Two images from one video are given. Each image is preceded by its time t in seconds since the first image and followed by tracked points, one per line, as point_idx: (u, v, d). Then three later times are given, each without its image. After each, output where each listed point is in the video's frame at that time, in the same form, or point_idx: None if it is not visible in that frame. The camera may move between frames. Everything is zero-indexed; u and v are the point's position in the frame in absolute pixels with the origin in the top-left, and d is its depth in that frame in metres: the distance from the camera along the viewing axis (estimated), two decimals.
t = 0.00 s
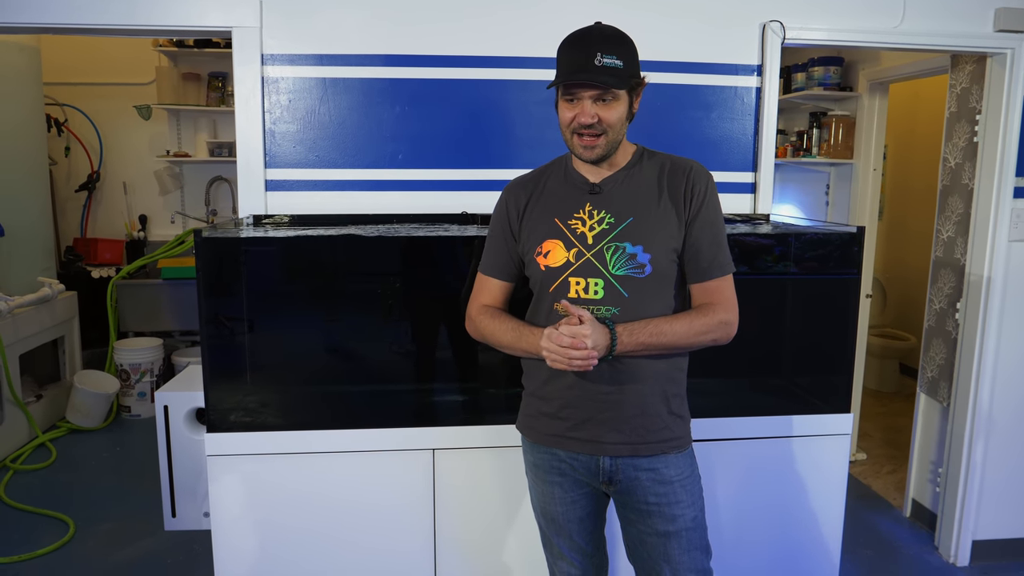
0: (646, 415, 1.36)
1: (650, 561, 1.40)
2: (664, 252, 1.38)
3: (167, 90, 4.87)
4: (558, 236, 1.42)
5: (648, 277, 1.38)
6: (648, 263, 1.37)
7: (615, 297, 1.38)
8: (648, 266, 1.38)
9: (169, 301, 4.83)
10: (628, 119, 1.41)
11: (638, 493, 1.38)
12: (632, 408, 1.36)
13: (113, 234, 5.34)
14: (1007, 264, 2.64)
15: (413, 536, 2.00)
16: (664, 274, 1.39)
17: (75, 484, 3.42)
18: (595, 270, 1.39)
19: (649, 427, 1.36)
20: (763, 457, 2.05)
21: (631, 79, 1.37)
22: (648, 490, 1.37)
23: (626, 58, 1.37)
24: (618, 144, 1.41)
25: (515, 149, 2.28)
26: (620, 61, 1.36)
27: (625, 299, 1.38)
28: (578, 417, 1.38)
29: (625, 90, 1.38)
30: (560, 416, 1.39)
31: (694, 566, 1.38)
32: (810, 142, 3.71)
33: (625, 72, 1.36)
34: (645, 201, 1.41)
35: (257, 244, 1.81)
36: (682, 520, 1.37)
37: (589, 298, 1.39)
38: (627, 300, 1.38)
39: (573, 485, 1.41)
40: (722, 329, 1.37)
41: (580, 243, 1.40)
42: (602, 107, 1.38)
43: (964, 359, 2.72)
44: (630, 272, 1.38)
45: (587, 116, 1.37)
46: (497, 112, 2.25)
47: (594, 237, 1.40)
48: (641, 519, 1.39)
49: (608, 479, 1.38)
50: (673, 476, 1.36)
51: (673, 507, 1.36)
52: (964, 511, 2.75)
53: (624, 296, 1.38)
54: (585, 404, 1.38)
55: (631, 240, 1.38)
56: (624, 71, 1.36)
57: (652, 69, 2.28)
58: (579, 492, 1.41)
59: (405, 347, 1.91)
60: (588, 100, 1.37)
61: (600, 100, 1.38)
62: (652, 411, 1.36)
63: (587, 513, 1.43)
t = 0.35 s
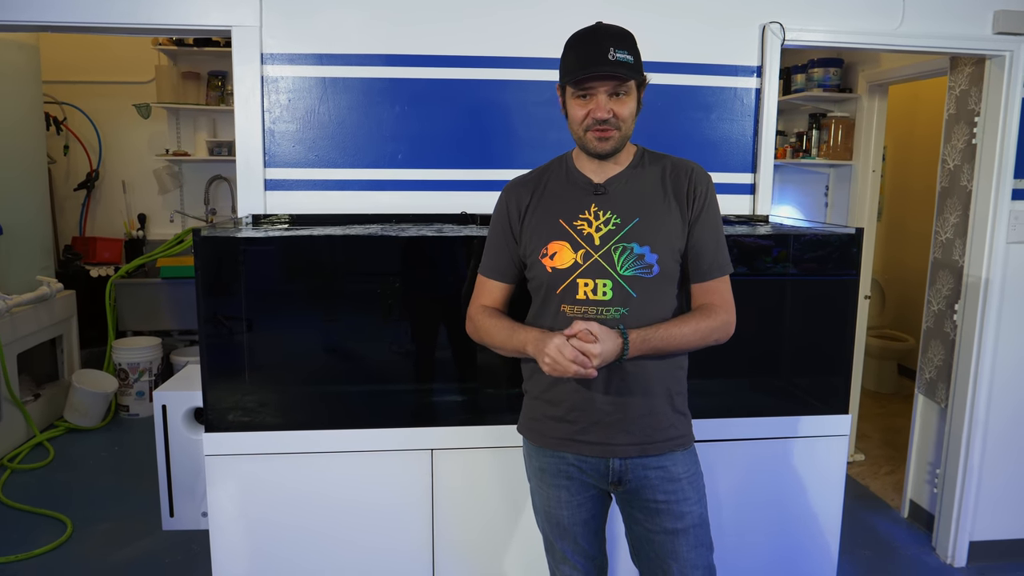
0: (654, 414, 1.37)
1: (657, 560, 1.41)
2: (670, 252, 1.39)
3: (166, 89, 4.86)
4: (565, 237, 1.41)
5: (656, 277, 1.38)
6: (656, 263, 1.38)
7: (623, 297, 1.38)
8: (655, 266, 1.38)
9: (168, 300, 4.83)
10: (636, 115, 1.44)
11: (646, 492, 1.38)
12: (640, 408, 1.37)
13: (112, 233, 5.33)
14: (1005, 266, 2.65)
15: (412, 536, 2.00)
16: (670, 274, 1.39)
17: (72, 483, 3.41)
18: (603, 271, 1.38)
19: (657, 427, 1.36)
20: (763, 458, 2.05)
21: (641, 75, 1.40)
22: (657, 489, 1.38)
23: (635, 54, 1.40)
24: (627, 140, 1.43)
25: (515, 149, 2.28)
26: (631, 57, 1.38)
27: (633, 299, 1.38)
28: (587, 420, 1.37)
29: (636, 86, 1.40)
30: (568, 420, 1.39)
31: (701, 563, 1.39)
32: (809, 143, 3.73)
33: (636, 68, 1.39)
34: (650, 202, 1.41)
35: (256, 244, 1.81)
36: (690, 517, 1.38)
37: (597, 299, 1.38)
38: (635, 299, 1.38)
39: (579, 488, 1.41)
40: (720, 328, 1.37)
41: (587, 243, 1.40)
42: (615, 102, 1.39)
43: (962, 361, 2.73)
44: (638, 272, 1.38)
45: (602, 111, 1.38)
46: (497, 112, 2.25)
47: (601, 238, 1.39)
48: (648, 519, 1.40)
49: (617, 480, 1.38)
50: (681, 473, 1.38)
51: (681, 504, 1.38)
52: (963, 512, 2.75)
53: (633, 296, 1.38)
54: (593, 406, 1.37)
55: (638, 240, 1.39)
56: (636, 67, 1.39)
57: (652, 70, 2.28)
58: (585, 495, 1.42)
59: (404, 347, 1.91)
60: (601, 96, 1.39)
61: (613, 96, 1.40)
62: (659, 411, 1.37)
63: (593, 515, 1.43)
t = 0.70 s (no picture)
0: (650, 417, 1.36)
1: (650, 562, 1.41)
2: (669, 252, 1.39)
3: (164, 87, 4.86)
4: (564, 236, 1.41)
5: (655, 278, 1.38)
6: (655, 264, 1.38)
7: (621, 297, 1.37)
8: (654, 266, 1.38)
9: (164, 298, 4.82)
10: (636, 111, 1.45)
11: (640, 494, 1.38)
12: (635, 410, 1.36)
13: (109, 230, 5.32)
14: (1001, 270, 2.66)
15: (407, 536, 2.00)
16: (669, 275, 1.39)
17: (67, 481, 3.41)
18: (602, 270, 1.38)
19: (652, 428, 1.36)
20: (758, 459, 2.06)
21: (639, 70, 1.43)
22: (651, 491, 1.38)
23: (633, 50, 1.43)
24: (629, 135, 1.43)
25: (513, 150, 2.28)
26: (630, 52, 1.41)
27: (632, 299, 1.37)
28: (582, 421, 1.37)
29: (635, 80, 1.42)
30: (563, 420, 1.39)
31: (695, 566, 1.39)
32: (805, 146, 3.69)
33: (635, 62, 1.41)
34: (649, 202, 1.41)
35: (253, 242, 1.81)
36: (684, 519, 1.38)
37: (596, 298, 1.38)
38: (633, 299, 1.37)
39: (573, 489, 1.41)
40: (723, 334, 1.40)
41: (586, 243, 1.40)
42: (616, 96, 1.41)
43: (957, 364, 2.74)
44: (637, 272, 1.38)
45: (605, 104, 1.39)
46: (496, 112, 2.25)
47: (600, 238, 1.40)
48: (642, 520, 1.40)
49: (610, 482, 1.38)
50: (675, 476, 1.38)
51: (675, 506, 1.38)
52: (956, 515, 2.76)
53: (632, 296, 1.37)
54: (589, 407, 1.37)
55: (636, 240, 1.39)
56: (634, 61, 1.41)
57: (650, 72, 2.29)
58: (579, 497, 1.42)
59: (400, 347, 1.90)
60: (602, 90, 1.40)
61: (613, 90, 1.41)
62: (656, 413, 1.37)
63: (586, 517, 1.43)
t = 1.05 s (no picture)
0: (651, 417, 1.37)
1: (649, 563, 1.41)
2: (668, 252, 1.40)
3: (163, 88, 4.85)
4: (563, 238, 1.42)
5: (654, 278, 1.38)
6: (654, 264, 1.38)
7: (622, 297, 1.37)
8: (654, 267, 1.38)
9: (163, 299, 4.81)
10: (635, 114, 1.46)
11: (641, 495, 1.39)
12: (636, 411, 1.36)
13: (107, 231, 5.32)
14: (998, 272, 2.66)
15: (405, 537, 2.00)
16: (668, 275, 1.40)
17: (64, 483, 3.40)
18: (602, 271, 1.38)
19: (653, 429, 1.37)
20: (756, 461, 2.06)
21: (637, 73, 1.44)
22: (651, 492, 1.38)
23: (631, 53, 1.44)
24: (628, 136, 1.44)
25: (512, 151, 2.28)
26: (628, 54, 1.42)
27: (632, 299, 1.37)
28: (583, 422, 1.37)
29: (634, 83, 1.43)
30: (563, 421, 1.38)
31: (694, 567, 1.39)
32: (804, 148, 3.68)
33: (634, 65, 1.43)
34: (647, 203, 1.42)
35: (251, 244, 1.81)
36: (683, 520, 1.38)
37: (596, 299, 1.38)
38: (634, 300, 1.37)
39: (574, 491, 1.41)
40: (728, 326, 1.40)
41: (586, 244, 1.41)
42: (616, 97, 1.42)
43: (955, 367, 2.74)
44: (637, 273, 1.38)
45: (605, 105, 1.40)
46: (495, 114, 2.26)
47: (600, 239, 1.40)
48: (642, 522, 1.40)
49: (611, 484, 1.38)
50: (675, 477, 1.38)
51: (675, 507, 1.38)
52: (954, 517, 2.76)
53: (631, 296, 1.37)
54: (590, 408, 1.37)
55: (636, 241, 1.39)
56: (633, 64, 1.42)
57: (649, 74, 2.29)
58: (579, 499, 1.41)
59: (398, 348, 1.90)
60: (602, 91, 1.41)
61: (613, 92, 1.42)
62: (657, 414, 1.37)
63: (587, 519, 1.43)
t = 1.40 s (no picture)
0: (651, 413, 1.39)
1: (648, 562, 1.41)
2: (667, 254, 1.42)
3: (161, 89, 4.85)
4: (567, 240, 1.39)
5: (656, 279, 1.41)
6: (656, 266, 1.41)
7: (626, 299, 1.40)
8: (656, 268, 1.41)
9: (160, 301, 4.81)
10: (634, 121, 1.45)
11: (641, 493, 1.39)
12: (637, 409, 1.38)
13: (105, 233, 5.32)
14: (994, 274, 2.67)
15: (402, 538, 2.00)
16: (666, 276, 1.43)
17: (61, 485, 3.40)
18: (608, 273, 1.39)
19: (654, 425, 1.39)
20: (753, 463, 2.06)
21: (641, 80, 1.42)
22: (652, 489, 1.39)
23: (635, 61, 1.42)
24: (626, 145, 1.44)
25: (509, 154, 2.29)
26: (633, 62, 1.40)
27: (636, 300, 1.40)
28: (588, 422, 1.37)
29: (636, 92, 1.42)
30: (567, 422, 1.38)
31: (692, 564, 1.40)
32: (800, 151, 3.72)
33: (637, 73, 1.41)
34: (646, 205, 1.43)
35: (249, 246, 1.81)
36: (682, 517, 1.40)
37: (602, 301, 1.39)
38: (637, 301, 1.40)
39: (575, 492, 1.40)
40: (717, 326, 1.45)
41: (591, 246, 1.39)
42: (618, 107, 1.40)
43: (951, 369, 2.75)
44: (640, 275, 1.40)
45: (606, 115, 1.39)
46: (493, 116, 2.26)
47: (604, 241, 1.39)
48: (642, 520, 1.40)
49: (613, 482, 1.38)
50: (675, 474, 1.40)
51: (675, 504, 1.39)
52: (951, 519, 2.77)
53: (635, 297, 1.40)
54: (594, 409, 1.37)
55: (638, 243, 1.40)
56: (637, 72, 1.40)
57: (646, 77, 2.30)
58: (579, 500, 1.40)
59: (396, 350, 1.91)
60: (604, 100, 1.39)
61: (615, 100, 1.40)
62: (657, 411, 1.40)
63: (586, 520, 1.42)
